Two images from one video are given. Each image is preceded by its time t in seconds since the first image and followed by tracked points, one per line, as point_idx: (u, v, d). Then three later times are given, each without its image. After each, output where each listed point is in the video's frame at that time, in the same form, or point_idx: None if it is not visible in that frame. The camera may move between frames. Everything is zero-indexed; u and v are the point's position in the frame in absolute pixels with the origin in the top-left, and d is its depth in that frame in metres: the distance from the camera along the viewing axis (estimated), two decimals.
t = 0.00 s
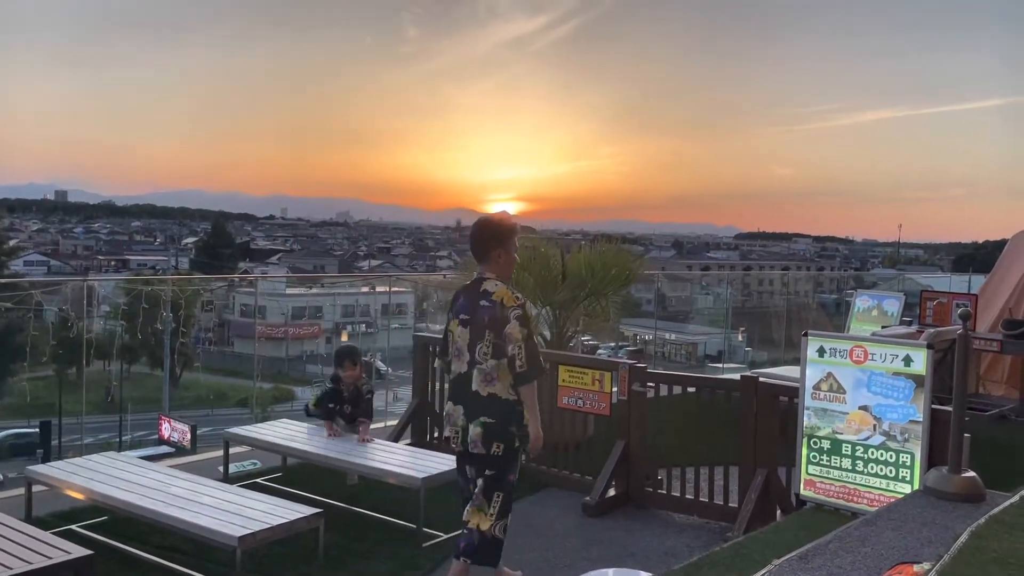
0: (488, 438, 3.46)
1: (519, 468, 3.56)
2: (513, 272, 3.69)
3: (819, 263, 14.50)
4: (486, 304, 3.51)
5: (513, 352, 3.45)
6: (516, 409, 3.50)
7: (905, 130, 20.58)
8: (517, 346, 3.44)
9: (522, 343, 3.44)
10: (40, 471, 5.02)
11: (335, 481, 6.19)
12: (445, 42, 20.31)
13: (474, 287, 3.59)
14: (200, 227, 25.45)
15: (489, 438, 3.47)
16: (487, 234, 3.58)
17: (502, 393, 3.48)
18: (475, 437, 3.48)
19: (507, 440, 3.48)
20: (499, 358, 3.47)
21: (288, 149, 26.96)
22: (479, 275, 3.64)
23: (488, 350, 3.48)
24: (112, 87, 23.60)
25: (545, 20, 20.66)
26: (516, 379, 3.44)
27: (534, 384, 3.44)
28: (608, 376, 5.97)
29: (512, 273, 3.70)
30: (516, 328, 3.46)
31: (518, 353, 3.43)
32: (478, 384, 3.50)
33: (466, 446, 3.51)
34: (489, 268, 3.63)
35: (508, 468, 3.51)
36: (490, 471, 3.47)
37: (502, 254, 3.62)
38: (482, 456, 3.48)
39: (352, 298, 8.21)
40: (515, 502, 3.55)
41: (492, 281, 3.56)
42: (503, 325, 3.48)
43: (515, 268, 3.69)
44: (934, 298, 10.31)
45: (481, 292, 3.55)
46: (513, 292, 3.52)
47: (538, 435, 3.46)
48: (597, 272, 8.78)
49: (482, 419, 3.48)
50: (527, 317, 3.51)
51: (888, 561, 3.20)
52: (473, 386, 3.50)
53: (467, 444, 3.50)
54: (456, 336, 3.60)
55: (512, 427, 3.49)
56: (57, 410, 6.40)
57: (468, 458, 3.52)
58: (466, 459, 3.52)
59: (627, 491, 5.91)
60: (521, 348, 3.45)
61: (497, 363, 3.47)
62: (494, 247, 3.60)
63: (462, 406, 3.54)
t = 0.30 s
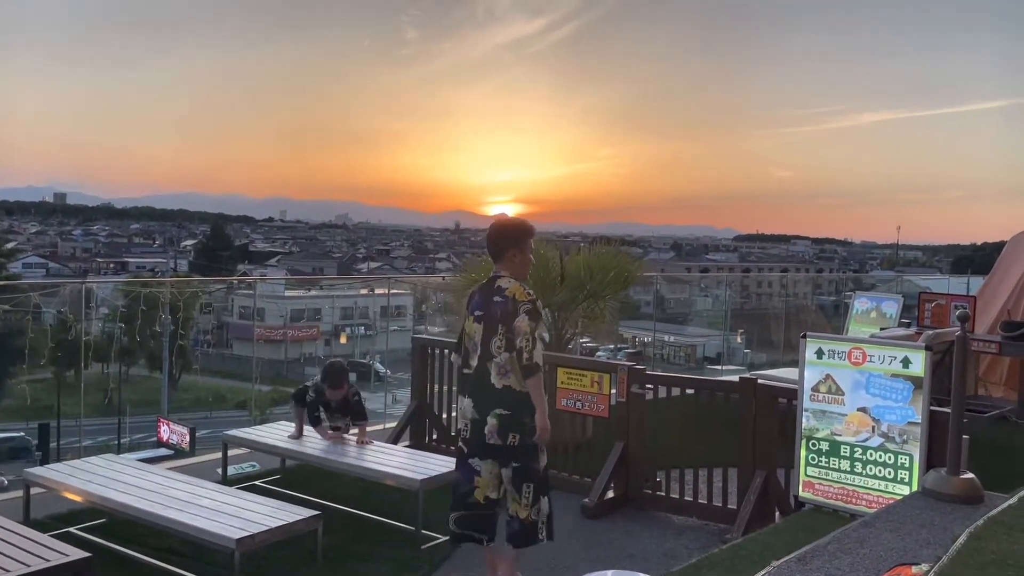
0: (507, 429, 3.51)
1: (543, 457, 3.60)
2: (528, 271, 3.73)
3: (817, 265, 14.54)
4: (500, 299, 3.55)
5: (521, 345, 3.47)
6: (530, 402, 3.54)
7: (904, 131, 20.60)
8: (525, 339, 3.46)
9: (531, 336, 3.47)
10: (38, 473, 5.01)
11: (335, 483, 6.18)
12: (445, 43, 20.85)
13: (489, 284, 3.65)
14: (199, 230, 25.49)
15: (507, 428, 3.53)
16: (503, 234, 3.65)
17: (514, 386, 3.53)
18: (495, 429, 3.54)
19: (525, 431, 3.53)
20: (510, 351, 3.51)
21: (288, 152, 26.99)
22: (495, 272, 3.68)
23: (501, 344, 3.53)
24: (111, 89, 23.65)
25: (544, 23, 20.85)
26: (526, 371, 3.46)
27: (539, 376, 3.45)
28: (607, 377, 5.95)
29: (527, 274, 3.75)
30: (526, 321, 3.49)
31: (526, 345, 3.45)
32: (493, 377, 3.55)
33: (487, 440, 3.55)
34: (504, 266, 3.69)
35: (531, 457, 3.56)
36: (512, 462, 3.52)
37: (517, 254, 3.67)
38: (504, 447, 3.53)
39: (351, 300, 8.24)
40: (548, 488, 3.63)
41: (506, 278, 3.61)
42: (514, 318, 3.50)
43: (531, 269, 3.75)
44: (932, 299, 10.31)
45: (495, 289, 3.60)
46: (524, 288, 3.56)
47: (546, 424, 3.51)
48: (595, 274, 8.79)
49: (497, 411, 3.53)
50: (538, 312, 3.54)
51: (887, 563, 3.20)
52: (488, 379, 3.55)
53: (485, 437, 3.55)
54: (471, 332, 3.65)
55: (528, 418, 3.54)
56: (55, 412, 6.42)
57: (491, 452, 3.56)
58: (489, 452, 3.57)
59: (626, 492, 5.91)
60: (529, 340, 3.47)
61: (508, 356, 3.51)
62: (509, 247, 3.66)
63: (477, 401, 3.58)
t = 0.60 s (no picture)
0: (526, 429, 3.62)
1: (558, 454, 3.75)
2: (544, 273, 3.84)
3: (817, 265, 14.57)
4: (520, 302, 3.64)
5: (543, 347, 3.57)
6: (547, 402, 3.66)
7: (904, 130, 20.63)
8: (546, 341, 3.56)
9: (552, 339, 3.57)
10: (37, 474, 5.01)
11: (334, 484, 6.18)
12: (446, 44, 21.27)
13: (508, 284, 3.73)
14: (199, 231, 25.50)
15: (525, 429, 3.64)
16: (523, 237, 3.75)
17: (534, 386, 3.64)
18: (514, 429, 3.63)
19: (542, 431, 3.65)
20: (531, 353, 3.61)
21: (288, 153, 27.02)
22: (512, 274, 3.78)
23: (521, 345, 3.62)
24: (111, 89, 23.71)
25: (544, 23, 21.11)
26: (546, 373, 3.56)
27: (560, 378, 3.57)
28: (607, 377, 5.96)
29: (543, 277, 3.86)
30: (546, 324, 3.59)
31: (548, 348, 3.55)
32: (511, 378, 3.63)
33: (505, 439, 3.66)
34: (521, 268, 3.78)
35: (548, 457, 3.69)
36: (532, 461, 3.66)
37: (533, 256, 3.79)
38: (522, 446, 3.64)
39: (350, 301, 8.23)
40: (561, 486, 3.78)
41: (525, 280, 3.70)
42: (535, 320, 3.60)
43: (546, 272, 3.86)
44: (932, 299, 10.30)
45: (514, 290, 3.68)
46: (545, 290, 3.65)
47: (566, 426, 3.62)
48: (595, 274, 8.77)
49: (517, 412, 3.63)
50: (557, 315, 3.64)
51: (886, 562, 3.20)
52: (507, 380, 3.63)
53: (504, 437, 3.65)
54: (488, 333, 3.73)
55: (545, 418, 3.66)
56: (55, 413, 6.42)
57: (508, 451, 3.67)
58: (508, 451, 3.68)
59: (625, 493, 5.91)
60: (551, 342, 3.57)
61: (529, 358, 3.61)
62: (526, 250, 3.77)
63: (495, 401, 3.66)
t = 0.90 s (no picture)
0: (550, 426, 3.64)
1: (578, 453, 3.77)
2: (567, 273, 3.86)
3: (817, 265, 14.57)
4: (545, 303, 3.66)
5: (568, 348, 3.60)
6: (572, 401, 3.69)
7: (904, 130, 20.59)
8: (572, 343, 3.60)
9: (577, 341, 3.61)
10: (36, 473, 5.03)
11: (334, 484, 6.17)
12: (446, 44, 21.92)
13: (533, 284, 3.73)
14: (199, 231, 25.50)
15: (548, 426, 3.65)
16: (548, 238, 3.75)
17: (558, 385, 3.65)
18: (537, 426, 3.65)
19: (566, 428, 3.66)
20: (556, 353, 3.63)
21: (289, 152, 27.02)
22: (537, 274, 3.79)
23: (546, 346, 3.64)
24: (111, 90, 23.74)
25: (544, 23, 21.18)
26: (573, 374, 3.61)
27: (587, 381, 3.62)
28: (606, 377, 5.96)
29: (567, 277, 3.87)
30: (571, 326, 3.62)
31: (573, 350, 3.59)
32: (537, 377, 3.65)
33: (528, 435, 3.66)
34: (545, 268, 3.79)
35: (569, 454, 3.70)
36: (554, 458, 3.66)
37: (558, 258, 3.80)
38: (545, 443, 3.65)
39: (350, 301, 8.25)
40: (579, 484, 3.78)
41: (549, 281, 3.71)
42: (560, 323, 3.62)
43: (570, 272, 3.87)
44: (931, 300, 10.30)
45: (539, 291, 3.70)
46: (569, 292, 3.67)
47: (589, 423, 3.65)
48: (594, 275, 8.83)
49: (542, 410, 3.64)
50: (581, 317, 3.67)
51: (885, 562, 3.20)
52: (532, 378, 3.65)
53: (527, 434, 3.66)
54: (512, 332, 3.74)
55: (568, 417, 3.67)
56: (55, 413, 6.44)
57: (531, 448, 3.68)
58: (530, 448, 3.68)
59: (625, 493, 5.91)
60: (576, 344, 3.61)
61: (554, 358, 3.63)
62: (552, 251, 3.79)
63: (520, 399, 3.68)
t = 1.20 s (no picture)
0: (564, 424, 3.87)
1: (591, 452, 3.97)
2: (590, 271, 3.98)
3: (816, 265, 14.57)
4: (563, 303, 3.83)
5: (584, 349, 3.78)
6: (587, 400, 3.87)
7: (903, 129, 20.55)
8: (588, 345, 3.78)
9: (594, 342, 3.78)
10: (36, 472, 5.03)
11: (333, 483, 6.17)
12: (446, 44, 21.63)
13: (554, 282, 3.91)
14: (198, 231, 25.44)
15: (562, 425, 3.88)
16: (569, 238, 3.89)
17: (573, 385, 3.84)
18: (553, 423, 3.89)
19: (580, 427, 3.88)
20: (572, 353, 3.81)
21: (288, 152, 26.99)
22: (560, 273, 3.94)
23: (563, 345, 3.82)
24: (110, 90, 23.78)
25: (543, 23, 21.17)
26: (589, 374, 3.79)
27: (602, 381, 3.79)
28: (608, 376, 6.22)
29: (590, 275, 3.99)
30: (588, 327, 3.78)
31: (590, 351, 3.77)
32: (553, 375, 3.85)
33: (545, 432, 3.92)
34: (567, 267, 3.93)
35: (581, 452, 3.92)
36: (566, 456, 3.88)
37: (580, 257, 3.91)
38: (559, 441, 3.89)
39: (349, 301, 8.24)
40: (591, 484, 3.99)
41: (570, 281, 3.88)
42: (577, 324, 3.80)
43: (592, 270, 3.99)
44: (930, 300, 10.29)
45: (559, 290, 3.87)
46: (588, 293, 3.83)
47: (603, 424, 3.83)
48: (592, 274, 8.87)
49: (556, 408, 3.86)
50: (599, 318, 3.83)
51: (884, 561, 3.21)
52: (549, 376, 3.86)
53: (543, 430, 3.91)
54: (533, 329, 3.95)
55: (583, 416, 3.87)
56: (54, 413, 6.45)
57: (547, 444, 3.93)
58: (544, 444, 3.93)
59: (624, 493, 5.92)
60: (592, 346, 3.78)
61: (570, 358, 3.82)
62: (575, 250, 3.90)
63: (538, 396, 3.91)
